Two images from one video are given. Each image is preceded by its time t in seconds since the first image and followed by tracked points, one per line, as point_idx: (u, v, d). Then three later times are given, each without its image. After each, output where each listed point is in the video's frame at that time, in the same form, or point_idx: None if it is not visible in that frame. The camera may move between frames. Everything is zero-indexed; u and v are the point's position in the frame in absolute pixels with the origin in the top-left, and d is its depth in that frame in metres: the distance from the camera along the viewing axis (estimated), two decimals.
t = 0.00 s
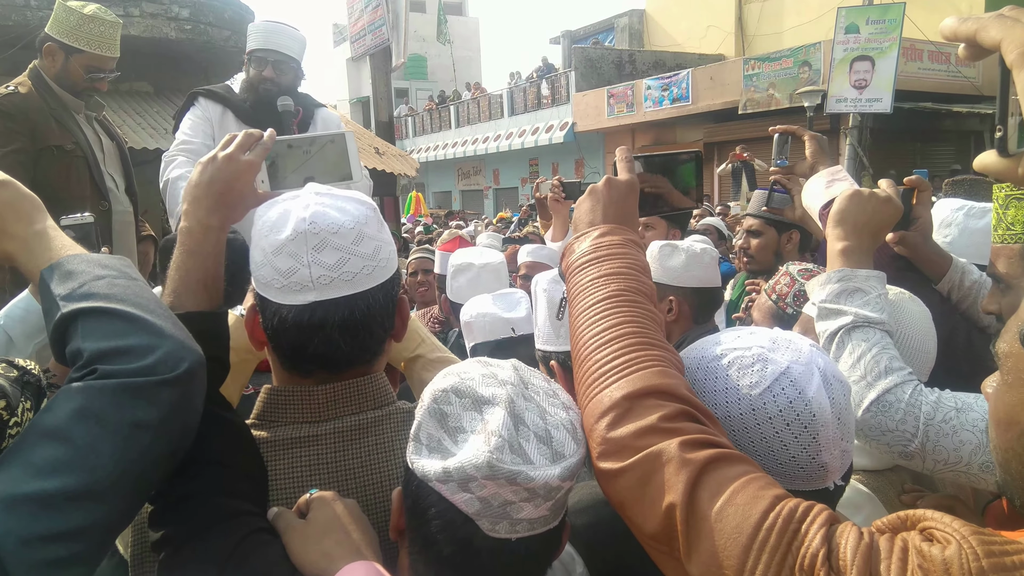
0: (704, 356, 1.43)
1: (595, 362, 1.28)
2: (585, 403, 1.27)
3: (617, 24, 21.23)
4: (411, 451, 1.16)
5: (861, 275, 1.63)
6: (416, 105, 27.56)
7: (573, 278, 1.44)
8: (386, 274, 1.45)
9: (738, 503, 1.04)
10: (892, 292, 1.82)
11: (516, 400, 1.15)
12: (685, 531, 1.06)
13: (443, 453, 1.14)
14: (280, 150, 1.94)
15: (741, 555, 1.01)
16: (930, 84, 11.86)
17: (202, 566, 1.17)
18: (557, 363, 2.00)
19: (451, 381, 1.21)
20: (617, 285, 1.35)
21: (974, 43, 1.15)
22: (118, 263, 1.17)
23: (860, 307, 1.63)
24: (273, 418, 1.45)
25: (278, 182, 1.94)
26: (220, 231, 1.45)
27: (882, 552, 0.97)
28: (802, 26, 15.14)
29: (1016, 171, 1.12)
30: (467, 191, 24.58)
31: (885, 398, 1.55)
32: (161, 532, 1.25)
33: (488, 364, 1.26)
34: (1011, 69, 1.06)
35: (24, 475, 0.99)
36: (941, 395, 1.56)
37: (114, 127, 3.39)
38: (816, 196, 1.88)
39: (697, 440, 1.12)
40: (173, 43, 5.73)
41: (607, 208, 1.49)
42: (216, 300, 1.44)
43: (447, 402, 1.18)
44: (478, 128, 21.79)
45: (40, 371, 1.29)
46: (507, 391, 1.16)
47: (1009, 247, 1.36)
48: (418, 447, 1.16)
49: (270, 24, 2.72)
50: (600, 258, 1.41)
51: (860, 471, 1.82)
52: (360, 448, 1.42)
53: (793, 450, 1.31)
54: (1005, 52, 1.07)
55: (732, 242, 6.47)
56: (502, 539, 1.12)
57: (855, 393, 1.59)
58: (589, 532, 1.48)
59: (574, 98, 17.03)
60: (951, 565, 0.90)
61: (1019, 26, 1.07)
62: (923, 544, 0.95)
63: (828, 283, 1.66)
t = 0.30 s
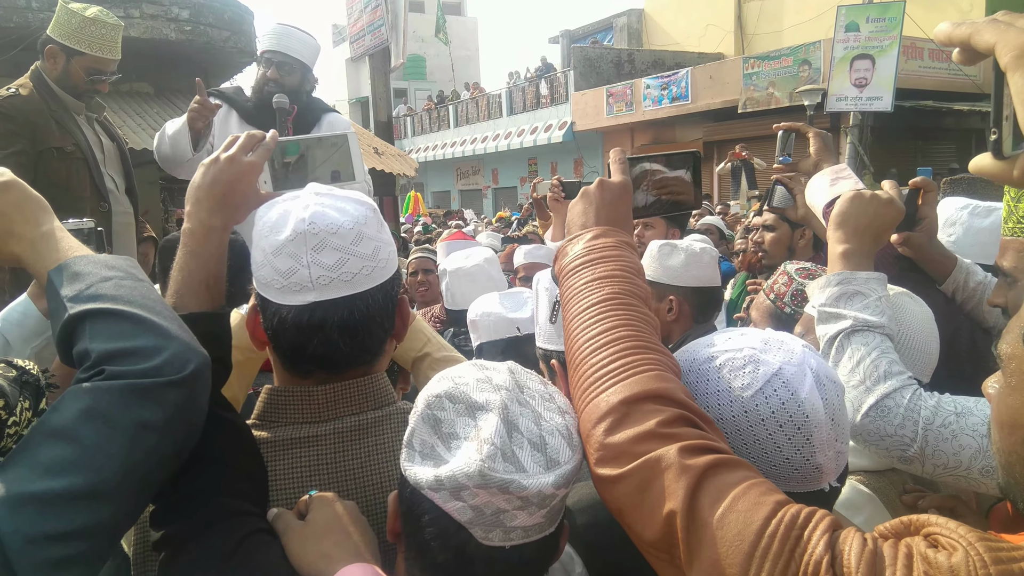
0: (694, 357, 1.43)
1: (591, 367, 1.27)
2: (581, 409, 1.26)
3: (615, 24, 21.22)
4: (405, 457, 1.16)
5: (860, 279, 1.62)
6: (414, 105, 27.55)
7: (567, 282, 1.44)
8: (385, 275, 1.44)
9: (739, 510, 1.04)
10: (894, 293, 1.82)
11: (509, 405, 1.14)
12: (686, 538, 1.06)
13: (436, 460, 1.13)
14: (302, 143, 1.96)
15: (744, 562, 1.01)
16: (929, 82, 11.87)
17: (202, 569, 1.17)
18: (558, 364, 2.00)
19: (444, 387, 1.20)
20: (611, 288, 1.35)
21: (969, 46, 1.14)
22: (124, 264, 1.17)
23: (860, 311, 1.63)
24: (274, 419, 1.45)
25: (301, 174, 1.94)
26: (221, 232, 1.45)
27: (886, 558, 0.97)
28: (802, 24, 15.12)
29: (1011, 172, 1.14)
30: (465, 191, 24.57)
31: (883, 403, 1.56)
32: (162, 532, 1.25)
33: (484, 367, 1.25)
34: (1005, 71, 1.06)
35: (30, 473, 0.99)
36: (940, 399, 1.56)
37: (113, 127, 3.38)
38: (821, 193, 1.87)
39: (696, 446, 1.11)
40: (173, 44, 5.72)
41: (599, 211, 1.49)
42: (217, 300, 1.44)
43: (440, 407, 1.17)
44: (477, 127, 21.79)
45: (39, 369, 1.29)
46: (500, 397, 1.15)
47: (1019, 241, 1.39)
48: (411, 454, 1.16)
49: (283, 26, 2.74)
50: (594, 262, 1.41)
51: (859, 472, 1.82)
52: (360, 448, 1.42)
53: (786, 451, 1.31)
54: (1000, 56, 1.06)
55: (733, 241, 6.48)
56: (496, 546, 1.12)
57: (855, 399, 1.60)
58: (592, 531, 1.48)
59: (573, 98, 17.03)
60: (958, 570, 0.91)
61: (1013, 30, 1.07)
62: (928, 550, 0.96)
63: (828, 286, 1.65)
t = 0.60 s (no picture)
0: (695, 356, 1.43)
1: (584, 370, 1.27)
2: (575, 411, 1.26)
3: (617, 23, 21.17)
4: (398, 464, 1.15)
5: (856, 280, 1.65)
6: (416, 106, 27.55)
7: (559, 284, 1.44)
8: (385, 275, 1.44)
9: (734, 512, 1.03)
10: (892, 292, 1.80)
11: (502, 408, 1.13)
12: (681, 541, 1.05)
13: (430, 467, 1.13)
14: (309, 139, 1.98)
15: (739, 564, 1.00)
16: (931, 82, 11.83)
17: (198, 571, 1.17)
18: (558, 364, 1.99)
19: (435, 391, 1.18)
20: (603, 290, 1.35)
21: (956, 46, 1.14)
22: (123, 266, 1.17)
23: (856, 313, 1.64)
24: (273, 420, 1.45)
25: (306, 169, 1.96)
26: (221, 232, 1.44)
27: (882, 559, 0.96)
28: (804, 24, 15.06)
29: (1000, 172, 1.13)
30: (467, 191, 24.57)
31: (880, 404, 1.55)
32: (159, 533, 1.25)
33: (473, 369, 1.24)
34: (990, 71, 1.05)
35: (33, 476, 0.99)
36: (939, 401, 1.56)
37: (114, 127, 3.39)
38: (822, 193, 1.86)
39: (690, 448, 1.11)
40: (173, 44, 5.72)
41: (591, 212, 1.49)
42: (214, 301, 1.43)
43: (431, 412, 1.16)
44: (479, 128, 21.79)
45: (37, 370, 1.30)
46: (493, 400, 1.14)
47: None
48: (404, 462, 1.15)
49: (288, 24, 2.75)
50: (586, 263, 1.41)
51: (861, 471, 1.81)
52: (361, 449, 1.42)
53: (786, 450, 1.30)
54: (985, 54, 1.05)
55: (735, 241, 6.46)
56: (496, 552, 1.12)
57: (852, 399, 1.59)
58: (591, 533, 1.47)
59: (575, 98, 17.01)
60: (953, 570, 0.90)
61: (999, 29, 1.06)
62: (924, 551, 0.95)
63: (824, 288, 1.67)
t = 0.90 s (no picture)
0: (691, 351, 1.43)
1: (578, 368, 1.27)
2: (570, 410, 1.26)
3: (620, 22, 21.12)
4: (399, 488, 1.09)
5: (854, 281, 1.66)
6: (418, 106, 27.54)
7: (554, 281, 1.43)
8: (382, 275, 1.44)
9: (729, 510, 1.03)
10: (892, 286, 1.78)
11: (499, 417, 1.12)
12: (676, 541, 1.05)
13: (435, 488, 1.08)
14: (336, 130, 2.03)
15: (735, 564, 1.00)
16: (934, 81, 11.78)
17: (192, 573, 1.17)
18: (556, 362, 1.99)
19: (424, 406, 1.12)
20: (598, 288, 1.35)
21: (939, 47, 1.14)
22: (118, 291, 1.17)
23: (854, 313, 1.65)
24: (270, 419, 1.45)
25: (333, 160, 2.05)
26: (211, 230, 1.45)
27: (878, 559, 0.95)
28: (807, 23, 14.98)
29: (984, 173, 1.12)
30: (470, 190, 24.55)
31: (880, 404, 1.54)
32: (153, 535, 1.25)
33: (455, 375, 1.20)
34: (972, 72, 1.04)
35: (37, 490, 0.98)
36: (938, 399, 1.55)
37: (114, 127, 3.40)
38: (820, 192, 1.86)
39: (684, 446, 1.11)
40: (174, 43, 5.73)
41: (588, 208, 1.49)
42: (206, 299, 1.44)
43: (426, 429, 1.10)
44: (481, 127, 21.78)
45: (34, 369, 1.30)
46: (488, 408, 1.12)
47: None
48: (405, 485, 1.09)
49: (286, 23, 2.75)
50: (581, 261, 1.41)
51: (862, 469, 1.82)
52: (359, 448, 1.41)
53: (780, 443, 1.30)
54: (967, 55, 1.05)
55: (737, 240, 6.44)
56: (509, 559, 1.13)
57: (851, 399, 1.59)
58: (589, 532, 1.47)
59: (577, 98, 16.99)
60: (949, 569, 0.90)
61: (980, 29, 1.05)
62: (920, 550, 0.95)
63: (822, 289, 1.69)
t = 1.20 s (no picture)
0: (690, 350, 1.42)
1: (576, 370, 1.26)
2: (567, 412, 1.25)
3: (623, 21, 21.08)
4: (392, 479, 1.12)
5: (855, 281, 1.65)
6: (421, 105, 27.57)
7: (551, 282, 1.43)
8: (385, 275, 1.44)
9: (727, 511, 1.02)
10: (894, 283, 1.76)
11: (495, 415, 1.11)
12: (674, 542, 1.04)
13: (427, 480, 1.10)
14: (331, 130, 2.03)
15: (731, 564, 0.99)
16: (938, 80, 11.72)
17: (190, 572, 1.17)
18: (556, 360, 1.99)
19: (423, 399, 1.14)
20: (595, 289, 1.34)
21: (923, 49, 1.13)
22: (153, 407, 1.12)
23: (854, 313, 1.64)
24: (271, 419, 1.45)
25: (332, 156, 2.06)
26: (208, 229, 1.45)
27: (875, 557, 0.95)
28: (811, 21, 14.90)
29: (971, 177, 1.12)
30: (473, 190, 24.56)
31: (880, 403, 1.53)
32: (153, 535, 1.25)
33: (461, 372, 1.21)
34: (953, 74, 1.04)
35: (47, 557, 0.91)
36: (938, 397, 1.54)
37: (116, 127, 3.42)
38: (820, 193, 1.85)
39: (682, 447, 1.10)
40: (175, 43, 5.75)
41: (585, 209, 1.49)
42: (206, 298, 1.42)
43: (423, 422, 1.12)
44: (485, 126, 21.79)
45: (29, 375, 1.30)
46: (485, 406, 1.12)
47: None
48: (398, 475, 1.12)
49: (286, 23, 2.75)
50: (577, 262, 1.40)
51: (865, 466, 1.80)
52: (361, 449, 1.41)
53: (780, 441, 1.29)
54: (949, 57, 1.05)
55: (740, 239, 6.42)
56: (498, 557, 1.13)
57: (851, 398, 1.59)
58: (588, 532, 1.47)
59: (580, 97, 16.98)
60: (946, 568, 0.89)
61: (963, 31, 1.05)
62: (917, 549, 0.94)
63: (822, 289, 1.68)
